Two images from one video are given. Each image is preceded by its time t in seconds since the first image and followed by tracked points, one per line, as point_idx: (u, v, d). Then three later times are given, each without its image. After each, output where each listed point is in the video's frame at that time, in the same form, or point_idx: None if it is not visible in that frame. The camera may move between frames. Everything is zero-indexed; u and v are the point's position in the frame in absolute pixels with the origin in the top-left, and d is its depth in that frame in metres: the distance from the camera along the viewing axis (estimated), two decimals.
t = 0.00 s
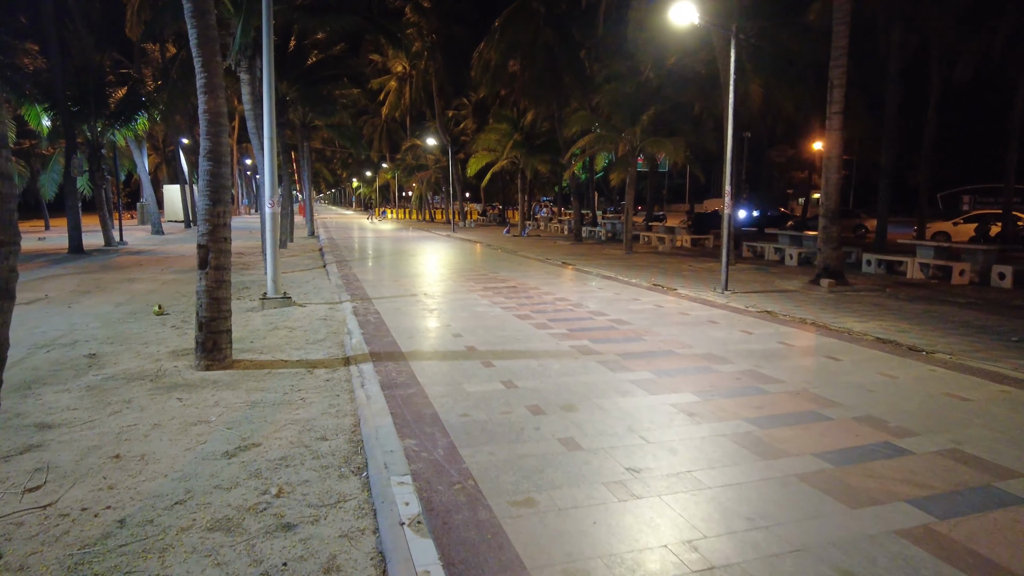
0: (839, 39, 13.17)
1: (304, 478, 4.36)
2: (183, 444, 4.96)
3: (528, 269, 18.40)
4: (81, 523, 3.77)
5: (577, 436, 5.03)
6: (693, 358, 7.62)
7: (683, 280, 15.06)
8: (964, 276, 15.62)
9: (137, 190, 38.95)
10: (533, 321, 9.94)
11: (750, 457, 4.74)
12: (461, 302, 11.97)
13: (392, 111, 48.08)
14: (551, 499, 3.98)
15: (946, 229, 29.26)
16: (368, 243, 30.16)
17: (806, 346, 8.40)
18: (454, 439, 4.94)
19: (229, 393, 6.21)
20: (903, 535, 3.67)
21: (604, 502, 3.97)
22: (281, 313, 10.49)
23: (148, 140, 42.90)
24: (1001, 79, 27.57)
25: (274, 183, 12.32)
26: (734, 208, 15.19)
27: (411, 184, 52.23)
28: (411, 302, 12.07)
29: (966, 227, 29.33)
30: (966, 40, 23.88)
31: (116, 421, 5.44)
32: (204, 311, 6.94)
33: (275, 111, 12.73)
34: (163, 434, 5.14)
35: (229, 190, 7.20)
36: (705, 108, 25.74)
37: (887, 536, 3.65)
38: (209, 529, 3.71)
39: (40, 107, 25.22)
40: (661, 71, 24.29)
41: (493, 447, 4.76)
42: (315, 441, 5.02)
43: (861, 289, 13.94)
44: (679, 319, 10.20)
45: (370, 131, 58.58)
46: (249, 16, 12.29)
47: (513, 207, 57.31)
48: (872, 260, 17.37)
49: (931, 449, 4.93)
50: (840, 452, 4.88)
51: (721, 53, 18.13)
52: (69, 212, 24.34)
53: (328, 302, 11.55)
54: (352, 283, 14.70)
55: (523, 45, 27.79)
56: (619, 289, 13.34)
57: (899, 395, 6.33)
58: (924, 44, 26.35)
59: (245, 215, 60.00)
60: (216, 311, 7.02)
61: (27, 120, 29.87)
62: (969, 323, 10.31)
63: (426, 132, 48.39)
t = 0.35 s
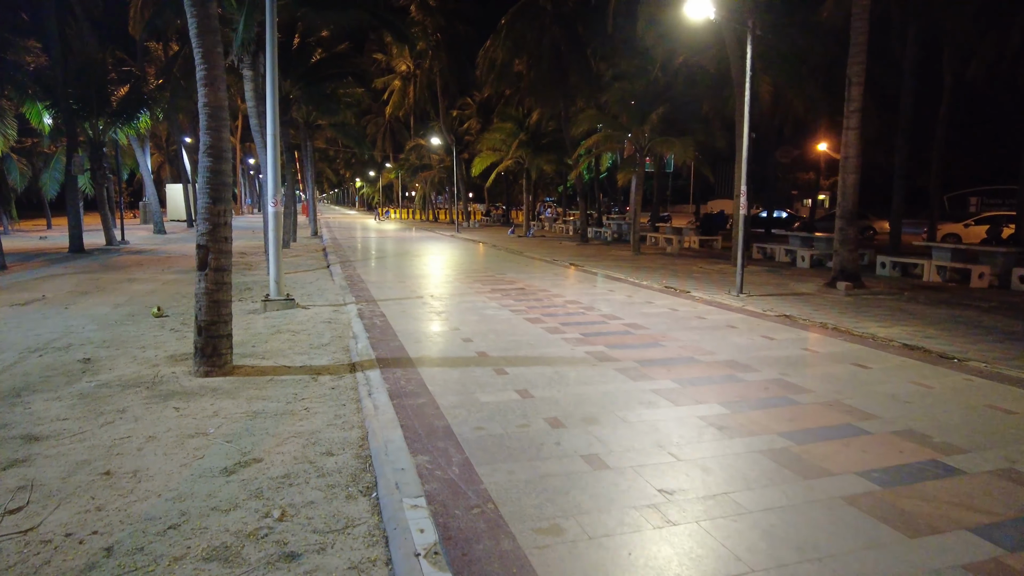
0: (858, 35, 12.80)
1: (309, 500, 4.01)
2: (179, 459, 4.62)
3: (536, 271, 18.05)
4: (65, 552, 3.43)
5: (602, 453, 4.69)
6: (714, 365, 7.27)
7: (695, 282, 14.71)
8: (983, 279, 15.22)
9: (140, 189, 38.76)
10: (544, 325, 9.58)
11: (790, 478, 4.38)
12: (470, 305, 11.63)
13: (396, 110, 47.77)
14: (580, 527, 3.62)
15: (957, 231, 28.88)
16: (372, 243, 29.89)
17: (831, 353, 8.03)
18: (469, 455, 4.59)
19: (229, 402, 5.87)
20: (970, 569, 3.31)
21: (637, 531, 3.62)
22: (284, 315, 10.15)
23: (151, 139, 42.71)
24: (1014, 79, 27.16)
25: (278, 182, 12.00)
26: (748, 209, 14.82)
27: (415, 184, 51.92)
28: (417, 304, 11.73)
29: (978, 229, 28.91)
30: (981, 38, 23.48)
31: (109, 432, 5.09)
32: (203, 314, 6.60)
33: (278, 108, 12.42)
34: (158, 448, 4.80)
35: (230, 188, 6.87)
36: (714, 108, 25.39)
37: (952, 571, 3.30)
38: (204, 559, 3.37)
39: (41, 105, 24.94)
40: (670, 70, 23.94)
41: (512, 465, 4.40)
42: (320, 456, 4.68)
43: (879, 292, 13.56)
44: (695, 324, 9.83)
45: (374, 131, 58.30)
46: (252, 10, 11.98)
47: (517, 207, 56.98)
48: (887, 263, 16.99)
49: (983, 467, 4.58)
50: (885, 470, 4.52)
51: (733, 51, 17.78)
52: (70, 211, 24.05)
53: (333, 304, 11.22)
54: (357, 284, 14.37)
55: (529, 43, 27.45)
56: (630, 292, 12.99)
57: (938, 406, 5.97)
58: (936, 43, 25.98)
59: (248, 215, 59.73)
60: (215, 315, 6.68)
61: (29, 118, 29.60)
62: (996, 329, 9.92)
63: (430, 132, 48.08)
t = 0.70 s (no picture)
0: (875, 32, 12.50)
1: (317, 526, 3.70)
2: (177, 478, 4.32)
3: (542, 271, 17.75)
4: None
5: (630, 472, 4.38)
6: (737, 374, 6.97)
7: (706, 284, 14.40)
8: (999, 281, 14.91)
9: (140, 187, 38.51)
10: (556, 328, 9.27)
11: (834, 501, 4.07)
12: (478, 307, 11.32)
13: (398, 108, 47.47)
14: (615, 560, 3.33)
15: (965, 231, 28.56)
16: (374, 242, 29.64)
17: (856, 360, 7.72)
18: (488, 475, 4.29)
19: (231, 414, 5.56)
20: None
21: (676, 564, 3.32)
22: (287, 318, 9.85)
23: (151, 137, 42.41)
24: None
25: (281, 181, 11.69)
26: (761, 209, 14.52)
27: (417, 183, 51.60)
28: (423, 306, 11.44)
29: (986, 229, 28.57)
30: (992, 36, 23.16)
31: (102, 448, 4.79)
32: (203, 320, 6.30)
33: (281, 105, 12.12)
34: (155, 466, 4.48)
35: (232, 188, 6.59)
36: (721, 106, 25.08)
37: None
38: None
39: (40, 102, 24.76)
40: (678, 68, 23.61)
41: (534, 487, 4.11)
42: (327, 476, 4.38)
43: (894, 295, 13.26)
44: (712, 329, 9.52)
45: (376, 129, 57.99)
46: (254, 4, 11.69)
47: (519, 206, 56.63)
48: (899, 264, 16.67)
49: None
50: (934, 491, 4.22)
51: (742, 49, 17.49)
52: (68, 210, 23.76)
53: (337, 307, 10.92)
54: (361, 285, 14.09)
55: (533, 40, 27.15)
56: (641, 294, 12.68)
57: (977, 419, 5.67)
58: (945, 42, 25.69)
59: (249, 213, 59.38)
60: (216, 321, 6.39)
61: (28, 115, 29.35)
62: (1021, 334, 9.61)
63: (433, 130, 47.78)
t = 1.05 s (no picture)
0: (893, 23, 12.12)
1: (318, 553, 3.34)
2: (164, 495, 3.96)
3: (547, 269, 17.42)
4: None
5: (657, 489, 4.02)
6: (759, 378, 6.61)
7: (717, 282, 14.03)
8: (1016, 279, 14.52)
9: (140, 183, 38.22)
10: (566, 328, 8.89)
11: (882, 521, 3.71)
12: (483, 306, 10.98)
13: (399, 104, 47.10)
14: None
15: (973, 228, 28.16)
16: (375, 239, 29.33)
17: (883, 362, 7.36)
18: (502, 491, 3.93)
19: (225, 421, 5.20)
20: None
21: None
22: (286, 318, 9.49)
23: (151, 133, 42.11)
24: None
25: (280, 175, 11.34)
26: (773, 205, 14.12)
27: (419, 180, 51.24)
28: (426, 305, 11.06)
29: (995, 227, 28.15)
30: (1004, 30, 22.75)
31: (84, 459, 4.43)
32: (196, 321, 5.95)
33: (279, 98, 11.76)
34: (140, 481, 4.12)
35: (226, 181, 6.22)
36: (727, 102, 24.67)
37: None
38: None
39: (36, 97, 24.46)
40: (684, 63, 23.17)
41: (553, 506, 3.75)
42: (328, 492, 4.02)
43: (911, 293, 12.89)
44: (727, 329, 9.14)
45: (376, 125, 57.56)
46: None
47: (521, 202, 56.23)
48: (913, 262, 16.28)
49: None
50: (991, 510, 3.85)
51: (752, 41, 17.13)
52: (64, 207, 23.34)
53: (338, 306, 10.56)
54: (362, 283, 13.75)
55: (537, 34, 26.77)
56: (650, 292, 12.33)
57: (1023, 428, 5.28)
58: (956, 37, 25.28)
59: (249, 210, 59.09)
60: (210, 321, 6.03)
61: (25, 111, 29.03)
62: None
63: (434, 127, 47.42)
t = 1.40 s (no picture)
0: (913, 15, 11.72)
1: None
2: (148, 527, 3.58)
3: (553, 268, 17.02)
4: None
5: (695, 522, 3.63)
6: (786, 389, 6.23)
7: (728, 282, 13.64)
8: None
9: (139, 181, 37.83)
10: (577, 333, 8.50)
11: (946, 558, 3.33)
12: (489, 308, 10.59)
13: (399, 101, 46.64)
14: None
15: (983, 226, 27.72)
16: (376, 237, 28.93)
17: (915, 370, 6.96)
18: (523, 524, 3.55)
19: (219, 438, 4.82)
20: None
21: None
22: (286, 321, 9.12)
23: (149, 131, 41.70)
24: None
25: (278, 174, 10.96)
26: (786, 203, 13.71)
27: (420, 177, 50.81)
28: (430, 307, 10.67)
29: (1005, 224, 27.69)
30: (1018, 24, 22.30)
31: (63, 484, 4.05)
32: (188, 328, 5.57)
33: (278, 93, 11.37)
34: (123, 510, 3.74)
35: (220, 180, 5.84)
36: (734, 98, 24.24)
37: None
38: None
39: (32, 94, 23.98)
40: (692, 58, 22.74)
41: (580, 542, 3.39)
42: (329, 522, 3.64)
43: (929, 294, 12.48)
44: (746, 334, 8.75)
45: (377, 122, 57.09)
46: None
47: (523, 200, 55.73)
48: (928, 261, 15.87)
49: None
50: None
51: (762, 35, 16.72)
52: (61, 205, 22.96)
53: (339, 308, 10.17)
54: (363, 284, 13.36)
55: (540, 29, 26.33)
56: (661, 293, 11.93)
57: None
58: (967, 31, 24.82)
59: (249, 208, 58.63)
60: (203, 329, 5.65)
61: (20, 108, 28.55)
62: None
63: (435, 123, 46.97)
